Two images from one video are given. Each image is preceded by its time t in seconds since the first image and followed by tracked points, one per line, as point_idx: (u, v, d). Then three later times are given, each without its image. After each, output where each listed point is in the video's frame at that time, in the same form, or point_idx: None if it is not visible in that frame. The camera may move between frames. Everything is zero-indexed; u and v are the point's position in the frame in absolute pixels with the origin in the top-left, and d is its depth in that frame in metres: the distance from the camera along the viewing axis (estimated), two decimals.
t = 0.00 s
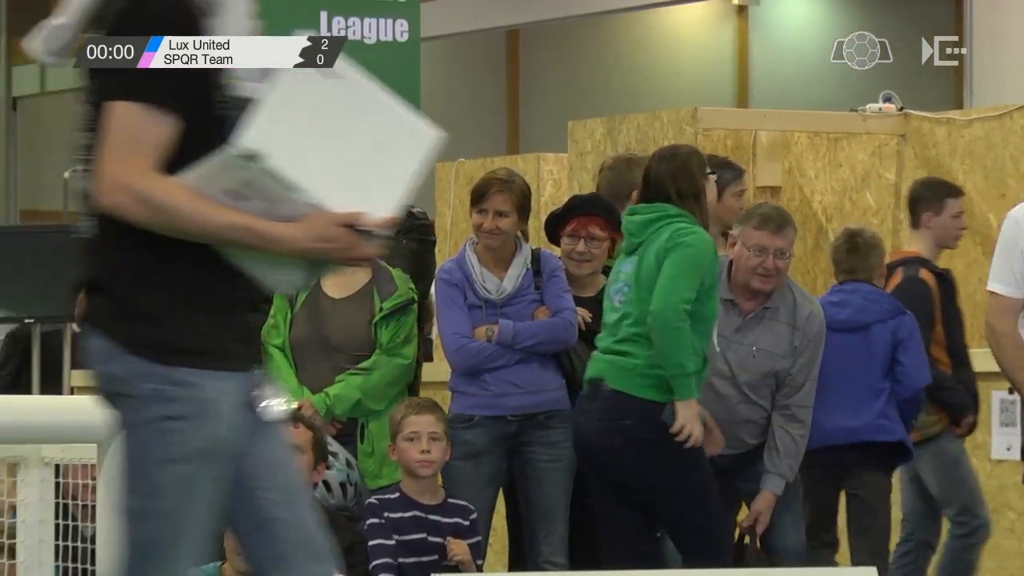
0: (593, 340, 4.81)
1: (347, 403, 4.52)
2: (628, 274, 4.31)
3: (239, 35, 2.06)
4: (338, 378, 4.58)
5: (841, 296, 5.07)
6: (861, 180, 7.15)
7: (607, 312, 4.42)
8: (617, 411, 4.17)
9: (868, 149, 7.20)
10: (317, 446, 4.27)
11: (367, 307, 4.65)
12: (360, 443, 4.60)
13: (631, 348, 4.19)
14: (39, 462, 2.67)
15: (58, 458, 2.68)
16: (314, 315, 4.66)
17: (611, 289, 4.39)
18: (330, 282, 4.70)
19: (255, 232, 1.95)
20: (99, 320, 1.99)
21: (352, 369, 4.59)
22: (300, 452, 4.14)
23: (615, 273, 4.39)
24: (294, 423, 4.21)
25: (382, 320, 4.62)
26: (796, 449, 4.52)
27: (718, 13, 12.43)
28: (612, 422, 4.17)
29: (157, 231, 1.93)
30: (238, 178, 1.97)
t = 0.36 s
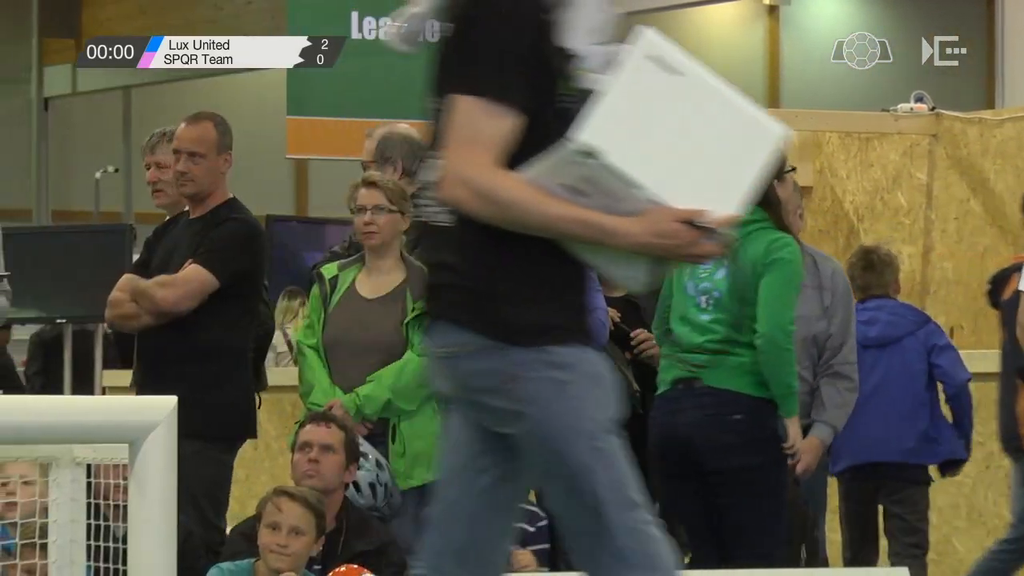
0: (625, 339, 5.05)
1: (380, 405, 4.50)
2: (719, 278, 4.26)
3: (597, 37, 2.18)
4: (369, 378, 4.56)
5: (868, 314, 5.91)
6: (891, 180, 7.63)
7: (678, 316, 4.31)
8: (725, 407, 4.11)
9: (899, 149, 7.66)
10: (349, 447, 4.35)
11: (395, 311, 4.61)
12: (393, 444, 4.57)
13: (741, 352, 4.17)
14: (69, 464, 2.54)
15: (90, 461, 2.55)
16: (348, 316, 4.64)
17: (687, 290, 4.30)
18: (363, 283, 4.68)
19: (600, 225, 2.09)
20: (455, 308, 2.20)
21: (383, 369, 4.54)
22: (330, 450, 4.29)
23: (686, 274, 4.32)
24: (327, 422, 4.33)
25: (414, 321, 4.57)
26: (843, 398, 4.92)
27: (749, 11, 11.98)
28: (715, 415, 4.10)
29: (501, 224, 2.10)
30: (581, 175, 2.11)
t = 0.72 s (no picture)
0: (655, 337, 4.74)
1: (423, 400, 4.47)
2: (758, 272, 4.01)
3: (948, 30, 2.15)
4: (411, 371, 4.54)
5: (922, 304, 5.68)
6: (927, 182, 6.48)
7: (721, 321, 4.05)
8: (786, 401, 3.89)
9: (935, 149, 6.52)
10: (383, 447, 4.40)
11: (435, 307, 4.60)
12: (430, 445, 4.55)
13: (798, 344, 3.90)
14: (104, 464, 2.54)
15: (123, 461, 2.55)
16: (381, 316, 4.62)
17: (728, 293, 4.05)
18: (404, 282, 4.66)
19: (971, 219, 2.04)
20: (816, 295, 2.14)
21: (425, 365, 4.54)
22: (363, 450, 4.34)
23: (722, 277, 4.08)
24: (360, 422, 4.39)
25: (451, 321, 4.60)
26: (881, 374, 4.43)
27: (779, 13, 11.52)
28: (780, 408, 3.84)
29: (869, 220, 2.06)
30: (953, 171, 2.02)
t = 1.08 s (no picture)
0: (700, 339, 4.72)
1: (466, 408, 4.43)
2: (806, 270, 4.16)
3: None
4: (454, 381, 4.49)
5: (990, 299, 5.66)
6: (967, 177, 6.45)
7: (774, 323, 4.19)
8: (852, 398, 4.01)
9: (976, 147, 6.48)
10: (421, 448, 4.29)
11: (473, 307, 4.58)
12: (475, 449, 4.54)
13: (851, 335, 4.06)
14: (145, 464, 2.60)
15: (164, 462, 2.61)
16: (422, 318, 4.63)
17: (779, 295, 4.20)
18: (443, 286, 4.66)
19: None
20: None
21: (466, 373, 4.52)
22: (398, 450, 4.25)
23: (770, 280, 4.23)
24: (398, 423, 4.32)
25: (482, 322, 4.57)
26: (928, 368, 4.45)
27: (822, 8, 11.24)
28: (843, 407, 4.01)
29: None
30: None
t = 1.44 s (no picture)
0: (749, 340, 4.60)
1: (508, 423, 4.39)
2: (914, 276, 3.99)
3: None
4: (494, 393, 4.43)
5: None
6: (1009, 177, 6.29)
7: (875, 324, 4.07)
8: (946, 405, 3.89)
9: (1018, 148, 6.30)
10: (463, 447, 4.17)
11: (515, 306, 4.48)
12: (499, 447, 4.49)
13: (951, 348, 3.92)
14: (187, 464, 2.57)
15: (206, 462, 2.56)
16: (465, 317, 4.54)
17: (883, 296, 4.05)
18: (472, 286, 4.64)
19: None
20: None
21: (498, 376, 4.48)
22: (441, 450, 4.12)
23: (877, 280, 4.07)
24: (439, 421, 4.19)
25: (498, 319, 4.53)
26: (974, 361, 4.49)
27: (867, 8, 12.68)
28: (937, 414, 3.89)
29: None
30: None
